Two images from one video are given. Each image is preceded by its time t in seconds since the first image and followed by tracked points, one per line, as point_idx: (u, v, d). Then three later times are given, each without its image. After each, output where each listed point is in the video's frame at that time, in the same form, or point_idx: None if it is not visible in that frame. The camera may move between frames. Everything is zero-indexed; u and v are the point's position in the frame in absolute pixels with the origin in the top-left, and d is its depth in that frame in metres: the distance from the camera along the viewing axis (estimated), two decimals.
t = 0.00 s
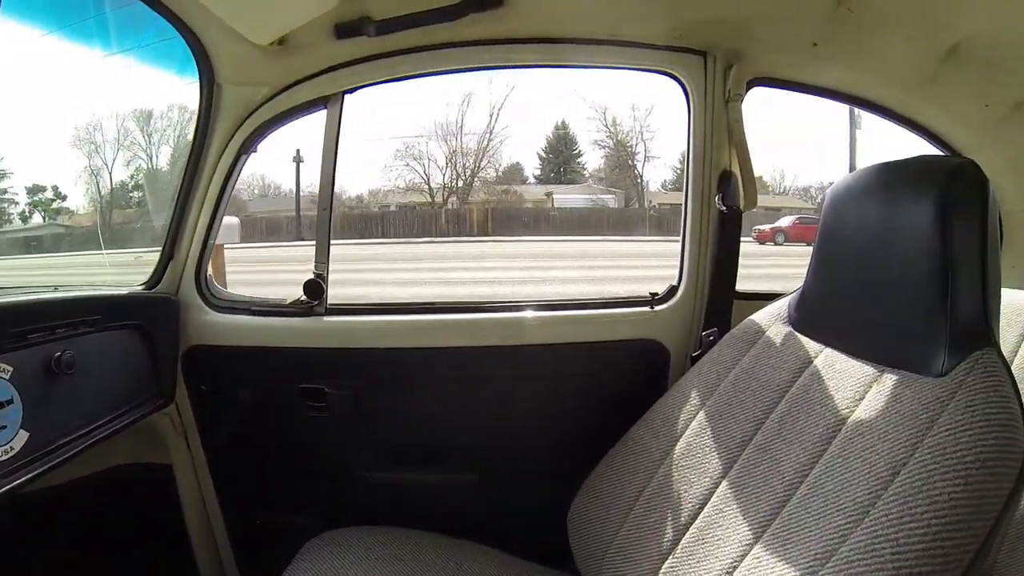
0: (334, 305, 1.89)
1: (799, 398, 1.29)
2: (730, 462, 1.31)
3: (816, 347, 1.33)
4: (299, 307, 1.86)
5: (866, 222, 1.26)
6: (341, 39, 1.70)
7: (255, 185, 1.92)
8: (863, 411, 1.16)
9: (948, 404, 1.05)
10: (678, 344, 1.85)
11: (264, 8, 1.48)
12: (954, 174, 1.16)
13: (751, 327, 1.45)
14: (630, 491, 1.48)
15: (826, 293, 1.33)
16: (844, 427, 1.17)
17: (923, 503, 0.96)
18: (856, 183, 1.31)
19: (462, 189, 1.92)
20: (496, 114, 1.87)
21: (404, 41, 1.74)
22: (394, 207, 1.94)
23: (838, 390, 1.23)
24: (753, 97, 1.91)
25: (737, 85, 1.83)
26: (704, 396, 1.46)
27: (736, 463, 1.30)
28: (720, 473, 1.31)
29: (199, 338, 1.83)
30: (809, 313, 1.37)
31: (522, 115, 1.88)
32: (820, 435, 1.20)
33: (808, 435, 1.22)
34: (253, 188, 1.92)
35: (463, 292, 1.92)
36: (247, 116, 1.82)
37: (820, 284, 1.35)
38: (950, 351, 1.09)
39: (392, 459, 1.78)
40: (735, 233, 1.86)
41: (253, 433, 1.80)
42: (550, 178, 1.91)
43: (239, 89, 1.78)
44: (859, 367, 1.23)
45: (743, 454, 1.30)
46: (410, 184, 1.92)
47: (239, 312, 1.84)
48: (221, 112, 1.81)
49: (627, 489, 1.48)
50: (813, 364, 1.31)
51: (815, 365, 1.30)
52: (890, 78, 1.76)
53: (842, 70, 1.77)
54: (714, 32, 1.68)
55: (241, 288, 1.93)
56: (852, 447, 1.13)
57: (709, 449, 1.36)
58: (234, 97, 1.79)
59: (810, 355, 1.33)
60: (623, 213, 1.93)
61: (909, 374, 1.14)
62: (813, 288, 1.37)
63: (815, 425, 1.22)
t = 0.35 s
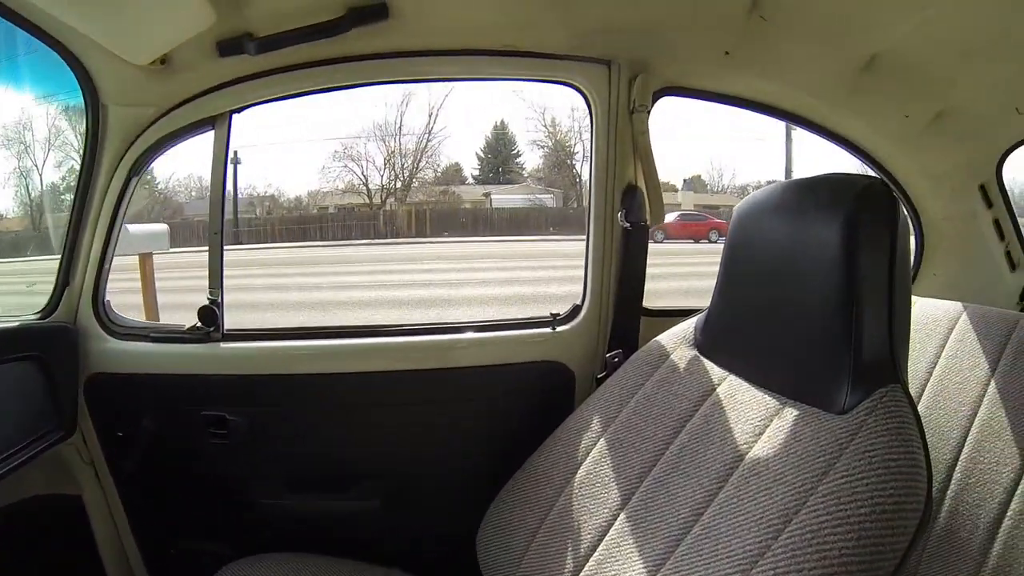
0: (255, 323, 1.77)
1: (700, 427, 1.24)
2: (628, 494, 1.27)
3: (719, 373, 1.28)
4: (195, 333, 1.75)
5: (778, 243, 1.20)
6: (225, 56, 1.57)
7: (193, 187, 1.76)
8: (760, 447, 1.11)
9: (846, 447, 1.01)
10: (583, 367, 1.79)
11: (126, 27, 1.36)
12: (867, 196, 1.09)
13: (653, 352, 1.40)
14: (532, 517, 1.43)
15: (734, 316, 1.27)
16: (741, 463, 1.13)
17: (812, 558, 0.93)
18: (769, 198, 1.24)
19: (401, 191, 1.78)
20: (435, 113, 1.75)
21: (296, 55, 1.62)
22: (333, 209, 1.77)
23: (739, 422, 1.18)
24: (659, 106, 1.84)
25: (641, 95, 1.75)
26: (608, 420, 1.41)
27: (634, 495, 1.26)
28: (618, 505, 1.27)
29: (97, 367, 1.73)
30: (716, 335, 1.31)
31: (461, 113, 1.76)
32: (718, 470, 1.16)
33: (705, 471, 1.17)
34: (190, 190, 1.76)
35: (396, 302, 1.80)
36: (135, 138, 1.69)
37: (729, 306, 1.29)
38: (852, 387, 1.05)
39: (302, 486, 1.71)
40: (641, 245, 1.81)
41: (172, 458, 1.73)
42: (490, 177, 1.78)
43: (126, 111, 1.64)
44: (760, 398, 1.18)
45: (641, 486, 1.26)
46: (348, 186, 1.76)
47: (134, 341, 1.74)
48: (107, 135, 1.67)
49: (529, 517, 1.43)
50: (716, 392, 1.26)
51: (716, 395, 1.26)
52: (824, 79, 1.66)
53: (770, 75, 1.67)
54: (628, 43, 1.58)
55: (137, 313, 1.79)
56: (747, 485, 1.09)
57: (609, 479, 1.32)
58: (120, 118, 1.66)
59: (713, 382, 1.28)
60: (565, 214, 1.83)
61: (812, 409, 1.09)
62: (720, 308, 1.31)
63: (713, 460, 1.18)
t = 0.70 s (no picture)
0: (189, 343, 1.74)
1: (613, 462, 1.22)
2: (538, 527, 1.24)
3: (629, 405, 1.27)
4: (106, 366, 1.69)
5: (690, 273, 1.16)
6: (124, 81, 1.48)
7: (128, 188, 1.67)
8: (664, 487, 1.09)
9: (745, 493, 0.99)
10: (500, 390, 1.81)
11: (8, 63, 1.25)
12: (778, 231, 1.06)
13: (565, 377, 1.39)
14: (448, 545, 1.39)
15: (644, 343, 1.24)
16: (645, 502, 1.11)
17: None
18: (684, 225, 1.21)
19: (341, 192, 1.73)
20: (375, 112, 1.73)
21: (202, 77, 1.55)
22: (272, 212, 1.71)
23: (648, 459, 1.16)
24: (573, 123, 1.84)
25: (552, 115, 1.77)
26: (522, 448, 1.39)
27: (543, 528, 1.23)
28: (527, 537, 1.24)
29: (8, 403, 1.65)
30: (628, 363, 1.29)
31: (400, 115, 1.75)
32: (624, 508, 1.13)
33: (612, 507, 1.15)
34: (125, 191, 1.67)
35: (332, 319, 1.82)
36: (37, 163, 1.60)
37: (641, 333, 1.25)
38: (757, 430, 1.02)
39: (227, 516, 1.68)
40: (552, 268, 1.81)
41: (95, 493, 1.67)
42: (429, 179, 1.77)
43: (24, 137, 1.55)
44: (667, 434, 1.16)
45: (551, 518, 1.23)
46: (287, 187, 1.71)
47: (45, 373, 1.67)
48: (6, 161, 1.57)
49: (445, 544, 1.40)
50: (626, 424, 1.25)
51: (626, 428, 1.24)
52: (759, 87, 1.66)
53: (704, 86, 1.65)
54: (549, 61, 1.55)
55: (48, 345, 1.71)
56: (650, 525, 1.07)
57: (520, 510, 1.29)
58: (20, 147, 1.56)
59: (624, 413, 1.27)
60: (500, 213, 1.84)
61: (716, 449, 1.07)
62: (631, 334, 1.28)
63: (621, 497, 1.16)
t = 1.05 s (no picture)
0: (114, 362, 1.70)
1: (520, 493, 1.21)
2: (447, 557, 1.22)
3: (535, 436, 1.26)
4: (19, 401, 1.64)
5: (594, 306, 1.13)
6: (21, 110, 1.41)
7: (60, 191, 1.59)
8: (563, 525, 1.08)
9: (638, 537, 0.97)
10: (412, 415, 1.84)
11: None
12: (677, 268, 1.02)
13: (479, 399, 1.47)
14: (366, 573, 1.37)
15: (556, 372, 1.22)
16: (545, 538, 1.10)
17: None
18: (593, 254, 1.18)
19: (279, 195, 1.68)
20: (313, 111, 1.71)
21: (106, 106, 1.49)
22: (210, 215, 1.66)
23: (550, 491, 1.15)
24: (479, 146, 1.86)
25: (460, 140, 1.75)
26: (439, 478, 1.38)
27: (452, 558, 1.21)
28: (437, 566, 1.22)
29: None
30: (540, 393, 1.27)
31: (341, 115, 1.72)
32: (526, 544, 1.12)
33: (515, 541, 1.14)
34: (58, 194, 1.59)
35: (265, 337, 1.83)
36: None
37: (552, 364, 1.23)
38: (654, 471, 1.00)
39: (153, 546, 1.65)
40: (463, 290, 1.86)
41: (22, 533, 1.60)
42: (367, 181, 1.78)
43: None
44: (571, 468, 1.15)
45: (459, 549, 1.22)
46: (225, 190, 1.66)
47: None
48: None
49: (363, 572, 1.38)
50: (532, 454, 1.24)
51: (530, 459, 1.24)
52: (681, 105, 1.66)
53: (631, 102, 1.63)
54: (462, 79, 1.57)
55: None
56: (548, 563, 1.05)
57: (432, 538, 1.28)
58: None
59: (529, 445, 1.26)
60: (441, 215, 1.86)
61: (615, 487, 1.05)
62: (543, 363, 1.26)
63: (524, 531, 1.14)
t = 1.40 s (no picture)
0: (40, 374, 1.58)
1: (428, 510, 1.18)
2: None
3: (441, 451, 1.25)
4: None
5: (495, 314, 1.14)
6: None
7: None
8: (467, 544, 1.05)
9: (537, 560, 0.95)
10: (325, 427, 1.77)
11: None
12: (573, 276, 1.04)
13: (387, 411, 1.48)
14: None
15: (463, 381, 1.21)
16: (449, 558, 1.07)
17: None
18: (498, 262, 1.19)
19: (215, 197, 1.61)
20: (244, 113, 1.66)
21: None
22: (143, 217, 1.58)
23: (456, 509, 1.13)
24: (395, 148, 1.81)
25: (363, 146, 1.71)
26: (351, 495, 1.35)
27: None
28: None
29: None
30: (449, 403, 1.25)
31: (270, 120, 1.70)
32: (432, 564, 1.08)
33: (420, 560, 1.11)
34: None
35: (197, 344, 1.74)
36: None
37: (458, 371, 1.22)
38: (555, 489, 0.99)
39: None
40: (370, 298, 1.80)
41: None
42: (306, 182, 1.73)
43: None
44: (474, 485, 1.13)
45: (369, 568, 1.18)
46: (158, 191, 1.58)
47: None
48: None
49: None
50: (439, 468, 1.23)
51: (436, 474, 1.22)
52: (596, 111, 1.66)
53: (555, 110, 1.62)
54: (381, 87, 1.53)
55: None
56: None
57: (342, 557, 1.24)
58: None
59: (436, 459, 1.25)
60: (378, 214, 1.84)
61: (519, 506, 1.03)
62: (450, 371, 1.25)
63: (428, 550, 1.11)
